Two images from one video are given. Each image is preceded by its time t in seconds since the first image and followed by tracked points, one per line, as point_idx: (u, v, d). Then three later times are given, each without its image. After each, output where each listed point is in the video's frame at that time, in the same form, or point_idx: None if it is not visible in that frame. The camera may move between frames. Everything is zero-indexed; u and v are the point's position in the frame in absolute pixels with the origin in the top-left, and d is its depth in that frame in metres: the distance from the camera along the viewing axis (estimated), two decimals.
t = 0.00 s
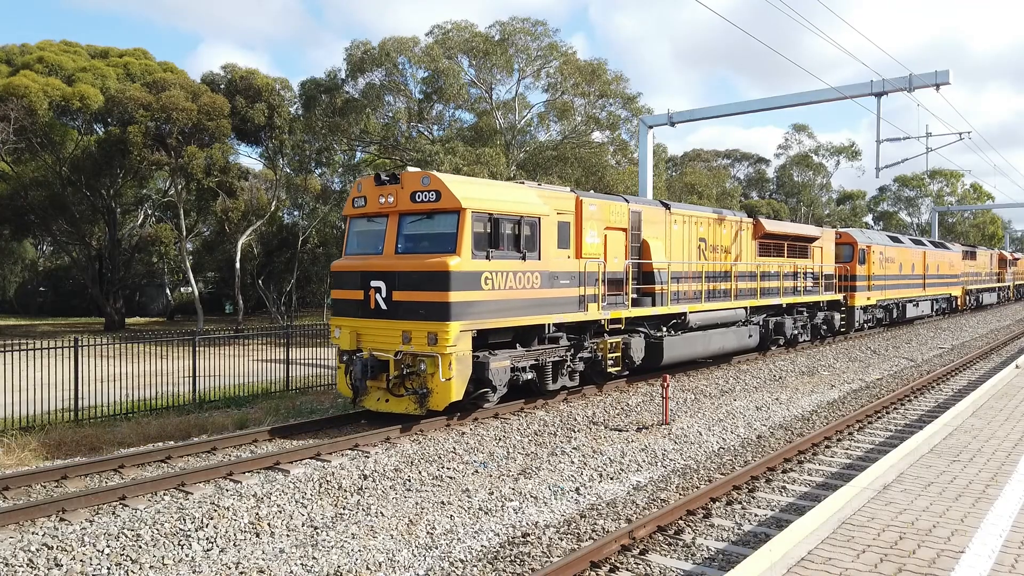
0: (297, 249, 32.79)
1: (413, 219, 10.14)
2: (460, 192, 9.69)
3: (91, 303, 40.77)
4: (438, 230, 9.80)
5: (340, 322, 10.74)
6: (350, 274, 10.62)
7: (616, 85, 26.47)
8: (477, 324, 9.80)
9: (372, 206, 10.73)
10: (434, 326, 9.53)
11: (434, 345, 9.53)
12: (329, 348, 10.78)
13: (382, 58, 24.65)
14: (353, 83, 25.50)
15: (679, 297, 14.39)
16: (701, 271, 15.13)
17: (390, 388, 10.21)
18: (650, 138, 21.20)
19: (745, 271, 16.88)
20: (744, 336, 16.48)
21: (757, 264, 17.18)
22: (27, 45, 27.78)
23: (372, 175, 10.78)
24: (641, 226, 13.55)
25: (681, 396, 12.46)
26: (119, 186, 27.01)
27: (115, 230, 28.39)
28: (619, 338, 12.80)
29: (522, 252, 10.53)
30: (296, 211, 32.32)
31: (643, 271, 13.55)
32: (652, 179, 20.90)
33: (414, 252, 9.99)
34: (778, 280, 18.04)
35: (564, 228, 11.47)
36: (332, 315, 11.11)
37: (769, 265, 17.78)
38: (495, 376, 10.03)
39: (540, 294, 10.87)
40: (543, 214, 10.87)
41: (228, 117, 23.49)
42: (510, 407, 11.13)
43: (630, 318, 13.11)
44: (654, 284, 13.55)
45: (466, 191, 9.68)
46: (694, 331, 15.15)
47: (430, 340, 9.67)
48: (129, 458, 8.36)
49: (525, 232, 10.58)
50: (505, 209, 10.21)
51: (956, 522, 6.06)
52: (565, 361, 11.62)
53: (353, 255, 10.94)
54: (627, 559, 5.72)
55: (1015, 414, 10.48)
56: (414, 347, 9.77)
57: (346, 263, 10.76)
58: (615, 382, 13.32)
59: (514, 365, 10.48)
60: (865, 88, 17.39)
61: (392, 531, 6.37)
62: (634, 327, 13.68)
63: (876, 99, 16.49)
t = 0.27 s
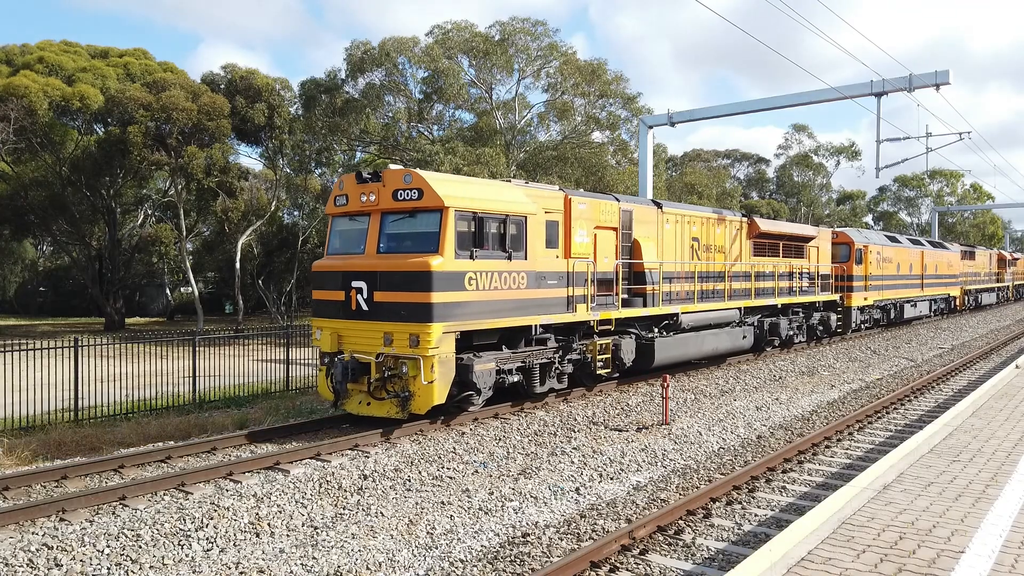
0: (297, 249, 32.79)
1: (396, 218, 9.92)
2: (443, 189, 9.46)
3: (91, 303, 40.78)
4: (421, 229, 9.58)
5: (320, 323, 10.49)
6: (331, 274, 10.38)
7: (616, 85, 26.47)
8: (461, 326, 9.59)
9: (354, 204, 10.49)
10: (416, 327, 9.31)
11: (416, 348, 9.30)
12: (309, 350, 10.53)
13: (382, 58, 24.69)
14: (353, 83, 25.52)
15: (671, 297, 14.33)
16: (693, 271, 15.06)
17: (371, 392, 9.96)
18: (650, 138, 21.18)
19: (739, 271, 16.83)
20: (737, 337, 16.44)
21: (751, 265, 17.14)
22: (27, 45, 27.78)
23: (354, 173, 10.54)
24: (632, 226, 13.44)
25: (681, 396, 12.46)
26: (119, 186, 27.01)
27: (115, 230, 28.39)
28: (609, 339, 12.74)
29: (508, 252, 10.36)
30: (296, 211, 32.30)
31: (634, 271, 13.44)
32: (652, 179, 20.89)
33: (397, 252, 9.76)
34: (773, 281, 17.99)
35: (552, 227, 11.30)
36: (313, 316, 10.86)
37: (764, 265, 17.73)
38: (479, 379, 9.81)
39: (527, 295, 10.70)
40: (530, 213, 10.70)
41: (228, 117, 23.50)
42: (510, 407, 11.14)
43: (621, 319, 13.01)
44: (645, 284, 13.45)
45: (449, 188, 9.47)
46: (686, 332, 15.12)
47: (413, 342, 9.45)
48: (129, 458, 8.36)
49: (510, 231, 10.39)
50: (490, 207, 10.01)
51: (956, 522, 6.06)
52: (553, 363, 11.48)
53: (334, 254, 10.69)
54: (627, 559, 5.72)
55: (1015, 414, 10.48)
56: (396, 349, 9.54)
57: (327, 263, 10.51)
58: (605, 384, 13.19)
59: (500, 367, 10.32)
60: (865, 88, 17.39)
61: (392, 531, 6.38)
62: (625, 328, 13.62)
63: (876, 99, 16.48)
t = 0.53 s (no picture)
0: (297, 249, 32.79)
1: (377, 217, 9.79)
2: (425, 187, 9.35)
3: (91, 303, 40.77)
4: (402, 228, 9.45)
5: (301, 325, 10.37)
6: (312, 274, 10.26)
7: (616, 85, 26.48)
8: (443, 328, 9.47)
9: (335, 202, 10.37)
10: (396, 329, 9.18)
11: (397, 350, 9.16)
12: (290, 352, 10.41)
13: (382, 58, 24.73)
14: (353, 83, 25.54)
15: (662, 298, 14.31)
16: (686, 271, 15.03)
17: (352, 395, 9.83)
18: (650, 138, 21.18)
19: (732, 271, 16.81)
20: (731, 337, 16.42)
21: (744, 265, 17.12)
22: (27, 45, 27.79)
23: (335, 171, 10.42)
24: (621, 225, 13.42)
25: (681, 396, 12.47)
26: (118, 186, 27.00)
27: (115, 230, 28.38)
28: (598, 341, 12.64)
29: (492, 251, 10.26)
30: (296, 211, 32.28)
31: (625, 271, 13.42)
32: (652, 179, 20.88)
33: (378, 251, 9.64)
34: (767, 281, 17.97)
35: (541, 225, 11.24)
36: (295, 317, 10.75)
37: (758, 265, 17.71)
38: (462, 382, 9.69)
39: (512, 296, 10.59)
40: (516, 211, 10.61)
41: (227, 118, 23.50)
42: (510, 407, 11.14)
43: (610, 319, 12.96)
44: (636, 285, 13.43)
45: (431, 186, 9.35)
46: (679, 333, 15.09)
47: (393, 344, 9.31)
48: (129, 458, 8.36)
49: (496, 231, 10.30)
50: (475, 206, 9.91)
51: (956, 522, 6.06)
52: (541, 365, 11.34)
53: (316, 254, 10.58)
54: (627, 559, 5.72)
55: (1014, 414, 10.48)
56: (376, 351, 9.41)
57: (308, 262, 10.40)
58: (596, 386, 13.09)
59: (485, 370, 10.21)
60: (865, 88, 17.39)
61: (392, 530, 6.37)
62: (615, 329, 13.58)
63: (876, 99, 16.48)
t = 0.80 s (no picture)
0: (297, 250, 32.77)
1: (357, 215, 9.70)
2: (406, 186, 9.26)
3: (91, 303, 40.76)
4: (383, 226, 9.36)
5: (280, 326, 10.27)
6: (292, 274, 10.16)
7: (616, 85, 26.49)
8: (424, 329, 9.37)
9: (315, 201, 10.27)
10: (376, 331, 9.07)
11: (376, 352, 9.06)
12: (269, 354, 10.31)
13: (382, 58, 24.76)
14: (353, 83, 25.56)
15: (654, 298, 14.30)
16: (677, 271, 15.02)
17: (332, 398, 9.72)
18: (649, 138, 21.17)
19: (725, 271, 16.80)
20: (725, 339, 16.41)
21: (738, 265, 17.11)
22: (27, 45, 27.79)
23: (315, 169, 10.31)
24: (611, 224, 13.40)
25: (681, 396, 12.47)
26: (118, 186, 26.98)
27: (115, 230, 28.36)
28: (587, 342, 12.57)
29: (476, 251, 10.18)
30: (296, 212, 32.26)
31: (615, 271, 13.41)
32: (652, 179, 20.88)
33: (357, 251, 9.55)
34: (762, 282, 17.95)
35: (526, 224, 11.23)
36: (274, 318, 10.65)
37: (752, 265, 17.70)
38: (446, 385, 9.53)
39: (497, 296, 10.49)
40: (501, 210, 10.57)
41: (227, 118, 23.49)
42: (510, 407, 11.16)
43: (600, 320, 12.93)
44: (626, 285, 13.43)
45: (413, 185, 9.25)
46: (671, 334, 15.10)
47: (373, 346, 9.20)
48: (128, 458, 8.36)
49: (480, 230, 10.23)
50: (458, 205, 9.85)
51: (956, 522, 6.06)
52: (528, 367, 11.25)
53: (296, 253, 10.48)
54: (627, 559, 5.72)
55: (1014, 414, 10.49)
56: (356, 354, 9.30)
57: (287, 262, 10.29)
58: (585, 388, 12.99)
59: (469, 372, 10.09)
60: (865, 88, 17.39)
61: (392, 531, 6.38)
62: (606, 330, 13.56)
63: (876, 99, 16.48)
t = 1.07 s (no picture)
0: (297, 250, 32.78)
1: (337, 214, 9.65)
2: (386, 184, 9.19)
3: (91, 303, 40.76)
4: (361, 226, 9.30)
5: (260, 327, 10.22)
6: (270, 274, 10.11)
7: (616, 85, 26.50)
8: (405, 331, 9.32)
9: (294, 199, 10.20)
10: (355, 333, 9.01)
11: (354, 354, 9.01)
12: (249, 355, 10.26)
13: (382, 59, 24.79)
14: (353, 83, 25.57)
15: (645, 299, 14.31)
16: (669, 271, 15.02)
17: (310, 401, 9.67)
18: (649, 138, 21.16)
19: (718, 271, 16.80)
20: (719, 340, 16.42)
21: (731, 265, 17.11)
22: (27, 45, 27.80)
23: (294, 167, 10.24)
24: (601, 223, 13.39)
25: (680, 396, 12.48)
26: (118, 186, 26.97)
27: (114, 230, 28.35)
28: (576, 344, 12.57)
29: (460, 251, 10.14)
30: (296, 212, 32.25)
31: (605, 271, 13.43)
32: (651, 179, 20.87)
33: (336, 250, 9.49)
34: (757, 282, 17.96)
35: (513, 223, 11.22)
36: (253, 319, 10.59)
37: (747, 265, 17.71)
38: (428, 389, 9.51)
39: (480, 297, 10.45)
40: (486, 209, 10.52)
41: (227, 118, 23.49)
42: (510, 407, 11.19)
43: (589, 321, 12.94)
44: (616, 285, 13.45)
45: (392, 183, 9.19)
46: (664, 335, 15.10)
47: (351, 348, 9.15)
48: (129, 458, 8.36)
49: (464, 229, 10.18)
50: (441, 203, 9.80)
51: (956, 522, 6.06)
52: (516, 369, 11.24)
53: (275, 253, 10.41)
54: (627, 559, 5.72)
55: (1014, 414, 10.50)
56: (334, 356, 9.25)
57: (266, 262, 10.23)
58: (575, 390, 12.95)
59: (453, 375, 10.06)
60: (865, 88, 17.39)
61: (392, 531, 6.38)
62: (596, 331, 13.57)
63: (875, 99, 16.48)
